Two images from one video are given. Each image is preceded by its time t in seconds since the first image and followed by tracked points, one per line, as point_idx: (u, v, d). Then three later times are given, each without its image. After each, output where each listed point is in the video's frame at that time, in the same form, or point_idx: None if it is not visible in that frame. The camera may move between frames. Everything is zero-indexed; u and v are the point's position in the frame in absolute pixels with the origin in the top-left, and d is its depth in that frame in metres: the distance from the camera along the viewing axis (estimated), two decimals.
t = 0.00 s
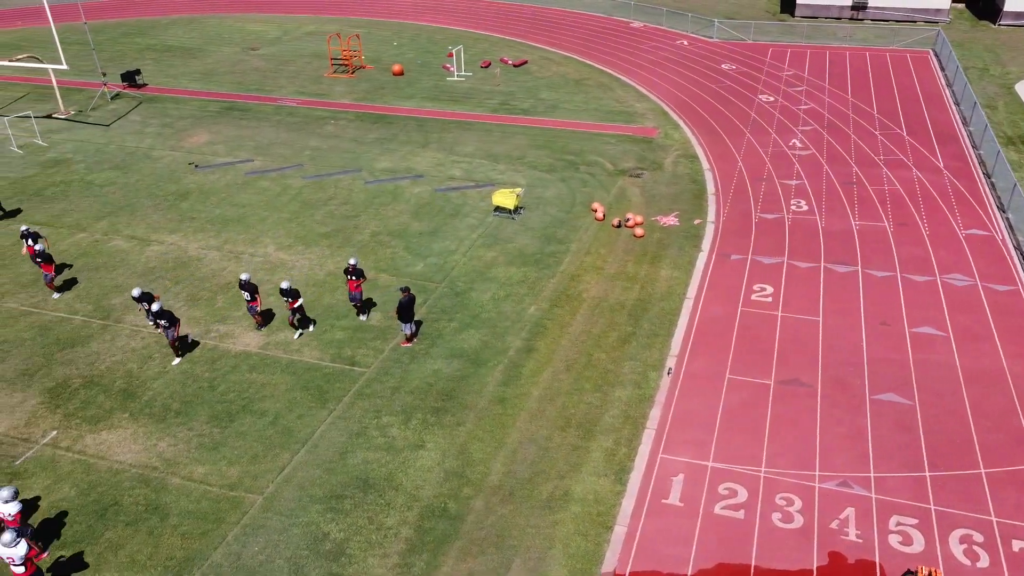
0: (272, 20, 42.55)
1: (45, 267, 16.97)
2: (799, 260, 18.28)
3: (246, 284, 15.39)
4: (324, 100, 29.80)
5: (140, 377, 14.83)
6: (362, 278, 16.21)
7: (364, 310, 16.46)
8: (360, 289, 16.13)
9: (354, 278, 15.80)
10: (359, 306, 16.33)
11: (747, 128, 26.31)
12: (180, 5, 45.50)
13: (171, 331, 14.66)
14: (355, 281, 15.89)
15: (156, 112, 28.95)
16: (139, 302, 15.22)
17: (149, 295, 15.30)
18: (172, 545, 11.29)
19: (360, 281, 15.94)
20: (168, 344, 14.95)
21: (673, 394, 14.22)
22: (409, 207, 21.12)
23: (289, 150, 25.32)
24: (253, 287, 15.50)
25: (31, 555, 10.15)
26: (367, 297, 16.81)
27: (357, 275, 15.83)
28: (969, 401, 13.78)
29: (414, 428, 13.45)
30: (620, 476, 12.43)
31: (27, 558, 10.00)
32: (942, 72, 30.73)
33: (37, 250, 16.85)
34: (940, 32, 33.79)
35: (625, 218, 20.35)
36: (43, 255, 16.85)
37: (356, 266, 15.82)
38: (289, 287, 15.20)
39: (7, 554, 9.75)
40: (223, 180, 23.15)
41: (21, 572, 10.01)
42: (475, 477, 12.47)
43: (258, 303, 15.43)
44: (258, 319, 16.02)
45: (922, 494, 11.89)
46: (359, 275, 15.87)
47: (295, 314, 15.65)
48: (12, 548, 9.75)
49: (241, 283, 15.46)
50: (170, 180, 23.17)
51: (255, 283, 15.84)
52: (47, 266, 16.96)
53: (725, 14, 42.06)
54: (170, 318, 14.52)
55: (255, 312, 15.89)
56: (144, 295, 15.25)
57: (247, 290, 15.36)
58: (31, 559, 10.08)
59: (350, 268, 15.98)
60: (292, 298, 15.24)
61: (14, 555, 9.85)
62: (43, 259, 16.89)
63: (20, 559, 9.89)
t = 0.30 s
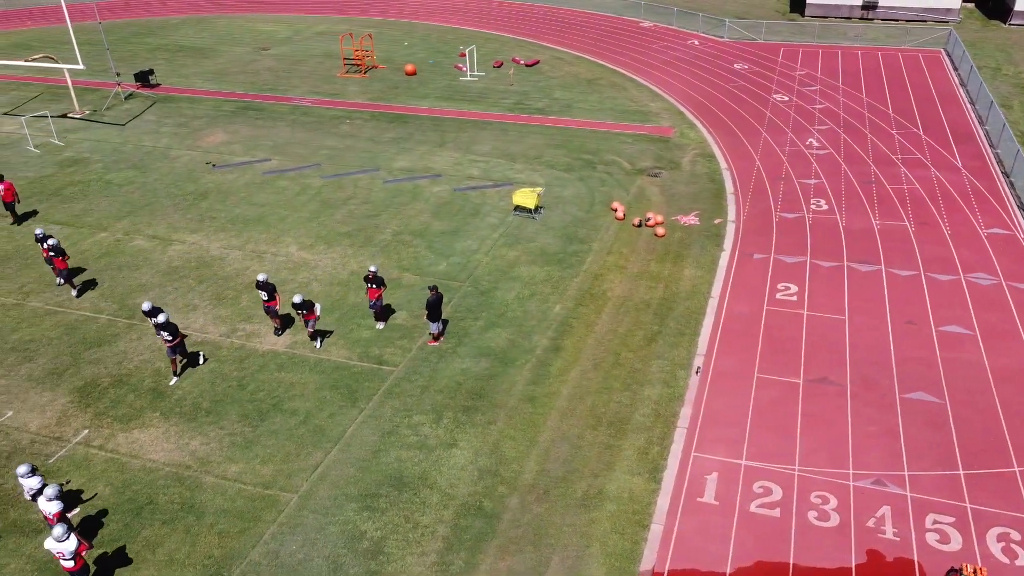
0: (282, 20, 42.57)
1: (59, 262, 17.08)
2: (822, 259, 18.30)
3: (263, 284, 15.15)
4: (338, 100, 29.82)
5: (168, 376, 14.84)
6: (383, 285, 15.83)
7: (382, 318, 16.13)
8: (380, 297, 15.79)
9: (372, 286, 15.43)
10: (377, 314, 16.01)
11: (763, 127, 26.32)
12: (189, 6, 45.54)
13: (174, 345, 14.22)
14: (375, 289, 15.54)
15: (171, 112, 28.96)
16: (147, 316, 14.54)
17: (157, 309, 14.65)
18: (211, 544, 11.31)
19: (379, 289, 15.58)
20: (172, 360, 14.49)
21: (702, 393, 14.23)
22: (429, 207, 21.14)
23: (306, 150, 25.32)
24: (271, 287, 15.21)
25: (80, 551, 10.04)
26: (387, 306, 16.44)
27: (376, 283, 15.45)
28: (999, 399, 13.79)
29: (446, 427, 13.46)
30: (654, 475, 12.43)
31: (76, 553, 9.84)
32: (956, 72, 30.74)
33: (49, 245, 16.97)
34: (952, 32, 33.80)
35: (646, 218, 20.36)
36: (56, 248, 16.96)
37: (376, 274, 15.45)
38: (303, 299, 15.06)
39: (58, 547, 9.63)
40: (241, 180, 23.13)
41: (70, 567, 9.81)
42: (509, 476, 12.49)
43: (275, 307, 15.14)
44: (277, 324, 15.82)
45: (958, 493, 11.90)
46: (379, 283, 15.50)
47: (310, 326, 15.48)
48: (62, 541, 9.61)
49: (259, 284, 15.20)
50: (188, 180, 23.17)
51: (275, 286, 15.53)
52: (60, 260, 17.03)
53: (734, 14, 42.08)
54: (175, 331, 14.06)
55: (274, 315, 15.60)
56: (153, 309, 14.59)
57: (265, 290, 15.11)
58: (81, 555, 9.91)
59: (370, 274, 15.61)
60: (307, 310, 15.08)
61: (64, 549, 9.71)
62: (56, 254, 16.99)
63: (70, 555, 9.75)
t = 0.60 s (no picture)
0: (292, 21, 42.62)
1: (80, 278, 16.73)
2: (844, 260, 18.36)
3: (282, 300, 15.01)
4: (352, 100, 29.87)
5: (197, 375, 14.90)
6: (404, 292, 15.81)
7: (403, 325, 16.01)
8: (401, 303, 15.72)
9: (393, 292, 15.42)
10: (398, 321, 15.87)
11: (779, 127, 26.38)
12: (198, 7, 45.59)
13: (186, 363, 13.84)
14: (397, 295, 15.50)
15: (186, 112, 29.02)
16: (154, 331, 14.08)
17: (162, 324, 14.14)
18: (248, 543, 11.35)
19: (400, 296, 15.54)
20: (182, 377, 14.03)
21: (730, 392, 14.29)
22: (449, 207, 21.20)
23: (322, 150, 25.36)
24: (290, 303, 15.11)
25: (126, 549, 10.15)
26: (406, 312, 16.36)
27: (397, 289, 15.44)
28: None
29: (477, 426, 13.51)
30: (686, 474, 12.49)
31: (122, 550, 9.94)
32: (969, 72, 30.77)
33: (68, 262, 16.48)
34: (964, 32, 33.84)
35: (665, 218, 20.43)
36: (76, 266, 16.51)
37: (397, 280, 15.41)
38: (317, 314, 14.42)
39: (106, 543, 9.75)
40: (259, 180, 23.17)
41: (115, 565, 9.90)
42: (542, 474, 12.54)
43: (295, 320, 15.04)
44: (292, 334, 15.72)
45: (990, 491, 11.95)
46: (400, 289, 15.48)
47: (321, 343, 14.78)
48: (111, 537, 9.74)
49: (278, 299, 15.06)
50: (207, 180, 23.22)
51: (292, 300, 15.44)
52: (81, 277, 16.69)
53: (744, 15, 42.14)
54: (187, 344, 13.81)
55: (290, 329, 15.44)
56: (157, 324, 14.09)
57: (284, 306, 15.01)
58: (127, 552, 10.00)
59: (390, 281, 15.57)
60: (320, 326, 14.44)
61: (112, 546, 9.83)
62: (77, 271, 16.56)
63: (116, 552, 9.86)
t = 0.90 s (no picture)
0: (301, 20, 42.62)
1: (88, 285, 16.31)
2: (865, 258, 18.39)
3: (298, 312, 14.70)
4: (366, 99, 29.88)
5: (226, 373, 14.91)
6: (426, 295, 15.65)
7: (425, 328, 15.90)
8: (423, 306, 15.61)
9: (416, 294, 15.29)
10: (419, 324, 15.75)
11: (794, 127, 26.42)
12: (207, 6, 45.57)
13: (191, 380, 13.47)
14: (417, 298, 15.36)
15: (199, 111, 29.00)
16: (158, 344, 13.95)
17: (168, 338, 14.00)
18: (284, 540, 11.38)
19: (422, 298, 15.39)
20: (187, 392, 13.67)
21: (758, 390, 14.33)
22: (468, 206, 21.22)
23: (338, 149, 25.36)
24: (307, 314, 14.80)
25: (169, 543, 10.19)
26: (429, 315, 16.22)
27: (419, 292, 15.30)
28: None
29: (507, 424, 13.55)
30: (719, 471, 12.52)
31: (165, 545, 9.98)
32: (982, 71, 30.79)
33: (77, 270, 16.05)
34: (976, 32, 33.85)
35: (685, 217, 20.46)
36: (83, 275, 16.06)
37: (418, 282, 15.30)
38: (329, 327, 14.01)
39: (151, 536, 9.80)
40: (277, 179, 23.18)
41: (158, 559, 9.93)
42: (574, 472, 12.57)
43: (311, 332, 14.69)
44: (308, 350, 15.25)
45: None
46: (423, 292, 15.34)
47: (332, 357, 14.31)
48: (156, 530, 9.80)
49: (293, 312, 14.76)
50: (224, 179, 23.24)
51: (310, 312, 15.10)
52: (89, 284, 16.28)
53: (753, 14, 42.16)
54: (194, 363, 13.31)
55: (307, 341, 15.06)
56: (162, 337, 13.96)
57: (301, 318, 14.67)
58: (169, 547, 10.01)
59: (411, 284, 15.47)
60: (331, 339, 13.97)
61: (156, 539, 9.89)
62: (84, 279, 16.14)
63: (160, 545, 9.90)
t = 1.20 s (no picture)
0: (311, 20, 42.63)
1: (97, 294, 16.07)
2: (888, 257, 18.40)
3: (315, 323, 14.11)
4: (380, 99, 29.88)
5: (254, 371, 14.92)
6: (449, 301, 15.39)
7: (448, 334, 15.63)
8: (446, 312, 15.33)
9: (439, 300, 15.03)
10: (441, 330, 15.48)
11: (810, 126, 26.41)
12: (217, 6, 45.57)
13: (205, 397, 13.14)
14: (440, 303, 15.10)
15: (214, 110, 28.98)
16: (160, 360, 13.30)
17: (169, 354, 13.35)
18: (321, 538, 11.37)
19: (445, 304, 15.11)
20: (201, 410, 13.31)
21: (788, 388, 14.34)
22: (488, 205, 21.22)
23: (355, 148, 25.36)
24: (324, 325, 14.20)
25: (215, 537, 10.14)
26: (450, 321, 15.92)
27: (442, 298, 15.04)
28: None
29: (538, 423, 13.55)
30: (752, 469, 12.52)
31: (211, 538, 9.92)
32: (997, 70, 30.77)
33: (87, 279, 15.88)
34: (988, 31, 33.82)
35: (706, 215, 20.47)
36: (91, 282, 15.86)
37: (441, 288, 15.04)
38: (343, 339, 13.56)
39: (197, 528, 9.75)
40: (295, 178, 23.17)
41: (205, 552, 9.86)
42: (608, 470, 12.57)
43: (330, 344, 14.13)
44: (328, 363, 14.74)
45: None
46: (445, 298, 15.07)
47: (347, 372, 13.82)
48: (203, 523, 9.75)
49: (311, 322, 14.18)
50: (242, 178, 23.23)
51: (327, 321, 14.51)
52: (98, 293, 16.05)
53: (763, 14, 42.14)
54: (208, 380, 12.99)
55: (325, 353, 14.52)
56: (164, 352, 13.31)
57: (318, 329, 14.07)
58: (215, 540, 9.97)
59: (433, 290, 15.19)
60: (345, 350, 13.51)
61: (202, 532, 9.84)
62: (91, 287, 15.91)
63: (206, 538, 9.86)
